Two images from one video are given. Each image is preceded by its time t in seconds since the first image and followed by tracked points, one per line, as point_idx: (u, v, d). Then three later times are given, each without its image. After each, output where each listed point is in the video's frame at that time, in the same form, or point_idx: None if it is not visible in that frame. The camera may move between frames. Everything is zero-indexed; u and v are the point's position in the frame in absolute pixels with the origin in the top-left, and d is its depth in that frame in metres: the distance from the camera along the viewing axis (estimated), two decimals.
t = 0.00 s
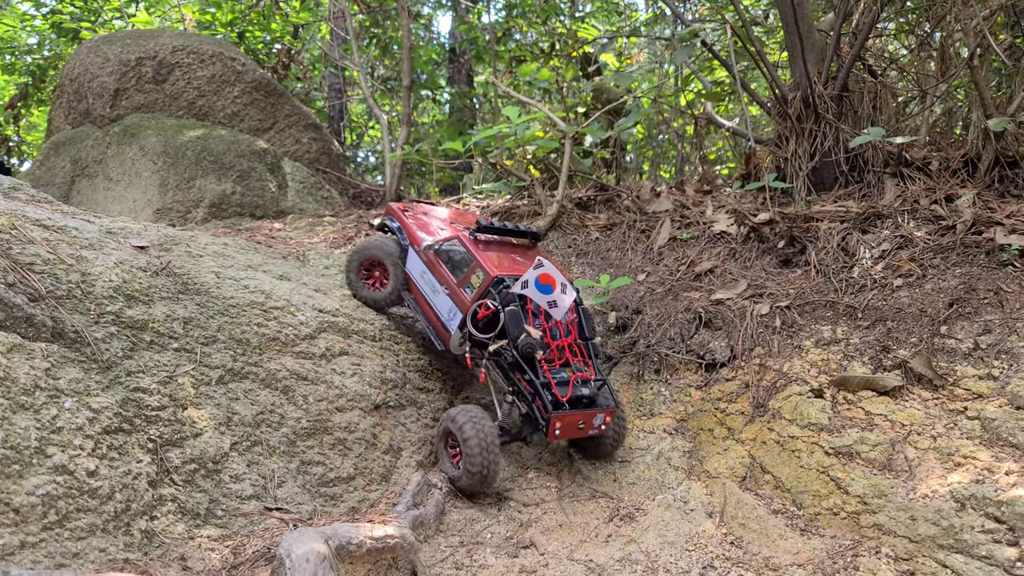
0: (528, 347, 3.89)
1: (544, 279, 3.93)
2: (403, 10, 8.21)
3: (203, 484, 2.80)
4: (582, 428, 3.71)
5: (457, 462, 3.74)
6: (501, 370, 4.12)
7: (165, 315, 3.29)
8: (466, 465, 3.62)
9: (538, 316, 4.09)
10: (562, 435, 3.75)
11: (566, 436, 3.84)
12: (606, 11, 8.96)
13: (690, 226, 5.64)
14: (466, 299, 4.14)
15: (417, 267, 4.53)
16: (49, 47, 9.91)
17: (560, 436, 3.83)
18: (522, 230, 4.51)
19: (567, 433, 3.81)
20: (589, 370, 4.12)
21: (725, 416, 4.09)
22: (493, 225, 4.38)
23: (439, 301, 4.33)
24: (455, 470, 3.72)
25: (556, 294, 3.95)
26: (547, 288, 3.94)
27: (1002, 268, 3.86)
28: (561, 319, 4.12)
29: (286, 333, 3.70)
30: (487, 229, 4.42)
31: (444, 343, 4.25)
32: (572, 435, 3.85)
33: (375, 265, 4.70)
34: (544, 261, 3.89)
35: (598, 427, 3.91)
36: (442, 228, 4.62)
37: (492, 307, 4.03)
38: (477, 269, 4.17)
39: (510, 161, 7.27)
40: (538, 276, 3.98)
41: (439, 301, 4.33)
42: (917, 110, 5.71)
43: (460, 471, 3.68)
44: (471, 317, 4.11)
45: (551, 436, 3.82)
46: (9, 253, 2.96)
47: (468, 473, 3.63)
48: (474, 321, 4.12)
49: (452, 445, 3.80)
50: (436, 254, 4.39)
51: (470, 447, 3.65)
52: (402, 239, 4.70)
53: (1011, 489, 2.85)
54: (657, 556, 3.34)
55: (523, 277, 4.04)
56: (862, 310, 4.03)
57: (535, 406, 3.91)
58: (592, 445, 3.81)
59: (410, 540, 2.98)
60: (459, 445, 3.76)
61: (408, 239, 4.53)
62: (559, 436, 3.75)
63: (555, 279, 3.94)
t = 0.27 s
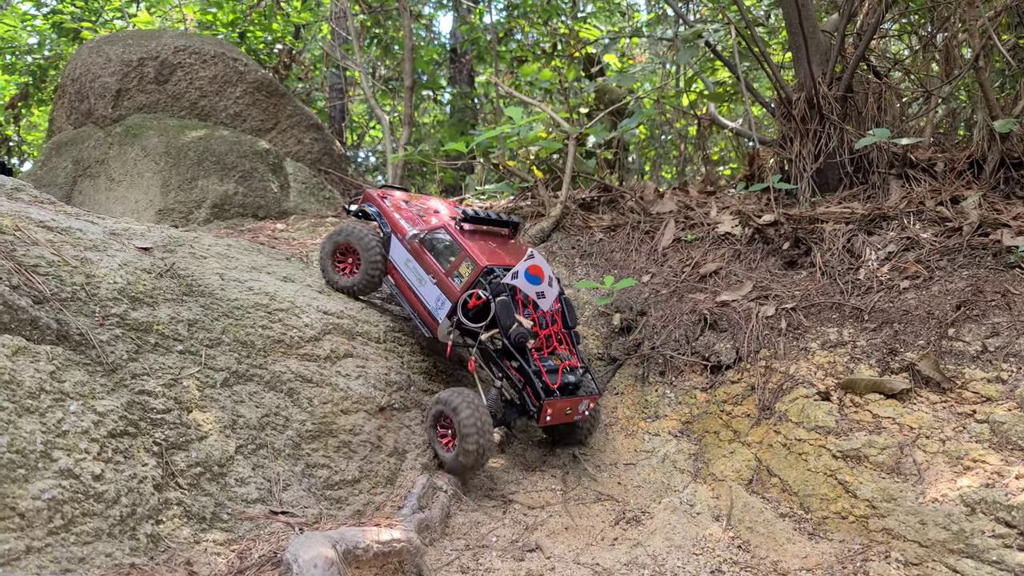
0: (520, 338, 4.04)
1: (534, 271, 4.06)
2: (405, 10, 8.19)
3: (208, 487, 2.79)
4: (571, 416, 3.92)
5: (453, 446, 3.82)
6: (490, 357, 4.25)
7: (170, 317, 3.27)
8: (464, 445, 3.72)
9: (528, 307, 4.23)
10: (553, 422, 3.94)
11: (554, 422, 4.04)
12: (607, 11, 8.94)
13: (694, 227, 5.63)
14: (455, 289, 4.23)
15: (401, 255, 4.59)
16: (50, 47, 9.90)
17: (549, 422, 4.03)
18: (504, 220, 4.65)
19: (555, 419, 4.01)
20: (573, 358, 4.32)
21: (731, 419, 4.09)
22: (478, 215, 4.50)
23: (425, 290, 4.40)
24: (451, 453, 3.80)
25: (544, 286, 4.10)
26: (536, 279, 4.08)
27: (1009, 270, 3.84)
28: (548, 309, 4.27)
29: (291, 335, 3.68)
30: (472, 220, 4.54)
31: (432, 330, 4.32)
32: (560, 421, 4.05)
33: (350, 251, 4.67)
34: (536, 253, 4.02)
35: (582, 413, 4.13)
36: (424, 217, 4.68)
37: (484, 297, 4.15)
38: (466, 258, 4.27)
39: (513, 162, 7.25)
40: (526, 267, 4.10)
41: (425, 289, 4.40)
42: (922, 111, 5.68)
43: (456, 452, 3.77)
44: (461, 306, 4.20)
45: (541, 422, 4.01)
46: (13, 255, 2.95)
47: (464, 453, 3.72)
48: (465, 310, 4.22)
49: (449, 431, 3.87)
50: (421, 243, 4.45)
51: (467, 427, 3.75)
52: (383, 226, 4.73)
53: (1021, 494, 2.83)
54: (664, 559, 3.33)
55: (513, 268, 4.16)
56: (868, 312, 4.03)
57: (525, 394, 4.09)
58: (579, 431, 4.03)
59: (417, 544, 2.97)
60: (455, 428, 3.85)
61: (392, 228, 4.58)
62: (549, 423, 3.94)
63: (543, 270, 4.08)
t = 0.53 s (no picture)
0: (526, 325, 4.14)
1: (538, 259, 4.14)
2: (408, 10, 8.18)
3: (219, 488, 2.77)
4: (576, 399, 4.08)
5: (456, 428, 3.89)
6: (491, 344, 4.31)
7: (178, 317, 3.25)
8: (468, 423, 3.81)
9: (529, 295, 4.39)
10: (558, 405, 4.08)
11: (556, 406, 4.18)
12: (610, 10, 8.92)
13: (700, 227, 5.62)
14: (459, 277, 4.25)
15: (397, 244, 4.53)
16: (51, 47, 9.88)
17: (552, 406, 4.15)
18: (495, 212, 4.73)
19: (558, 403, 4.15)
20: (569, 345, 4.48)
21: (740, 419, 4.09)
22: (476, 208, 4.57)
23: (424, 279, 4.38)
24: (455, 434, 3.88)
25: (548, 274, 4.17)
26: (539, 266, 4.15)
27: (1020, 270, 3.83)
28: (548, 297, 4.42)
29: (299, 336, 3.66)
30: (469, 211, 4.60)
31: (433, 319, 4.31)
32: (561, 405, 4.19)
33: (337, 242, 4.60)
34: (541, 242, 4.09)
35: (580, 397, 4.30)
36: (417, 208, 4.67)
37: (490, 284, 4.21)
38: (469, 249, 4.32)
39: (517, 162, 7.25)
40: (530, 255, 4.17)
41: (425, 278, 4.38)
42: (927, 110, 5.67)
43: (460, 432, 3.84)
44: (465, 293, 4.23)
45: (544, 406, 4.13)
46: (21, 255, 2.93)
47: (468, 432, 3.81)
48: (469, 297, 4.25)
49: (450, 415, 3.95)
50: (421, 233, 4.44)
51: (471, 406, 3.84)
52: (375, 214, 4.64)
53: None
54: (675, 560, 3.32)
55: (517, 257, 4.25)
56: (878, 312, 4.01)
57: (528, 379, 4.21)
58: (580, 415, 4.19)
59: (428, 544, 2.96)
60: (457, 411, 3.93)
61: (388, 217, 4.51)
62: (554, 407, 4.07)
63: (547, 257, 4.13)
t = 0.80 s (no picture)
0: (508, 300, 4.19)
1: (516, 238, 4.23)
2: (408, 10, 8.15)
3: (218, 493, 2.75)
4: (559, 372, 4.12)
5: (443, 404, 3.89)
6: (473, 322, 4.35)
7: (177, 321, 3.23)
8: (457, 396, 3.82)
9: (509, 272, 4.40)
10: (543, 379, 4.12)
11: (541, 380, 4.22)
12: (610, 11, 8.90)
13: (702, 228, 5.60)
14: (439, 257, 4.28)
15: (375, 229, 4.58)
16: (51, 47, 9.86)
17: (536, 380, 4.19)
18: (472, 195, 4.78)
19: (543, 377, 4.19)
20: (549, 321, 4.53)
21: (742, 423, 4.06)
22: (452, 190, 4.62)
23: (404, 261, 4.41)
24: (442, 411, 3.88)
25: (524, 252, 4.29)
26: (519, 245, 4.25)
27: None
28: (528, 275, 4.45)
29: (298, 339, 3.63)
30: (446, 193, 4.64)
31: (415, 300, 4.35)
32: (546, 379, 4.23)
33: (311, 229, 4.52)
34: (519, 220, 4.18)
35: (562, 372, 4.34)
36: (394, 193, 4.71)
37: (470, 262, 4.24)
38: (447, 229, 4.35)
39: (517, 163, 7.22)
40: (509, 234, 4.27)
41: (405, 260, 4.41)
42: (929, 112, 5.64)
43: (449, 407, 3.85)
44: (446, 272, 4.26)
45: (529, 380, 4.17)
46: (19, 258, 2.90)
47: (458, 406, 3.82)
48: (450, 275, 4.28)
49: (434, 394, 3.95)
50: (398, 216, 4.47)
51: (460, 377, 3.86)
52: (354, 200, 4.68)
53: None
54: (678, 566, 3.31)
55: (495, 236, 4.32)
56: (881, 316, 3.99)
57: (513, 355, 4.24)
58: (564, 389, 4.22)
59: (429, 550, 2.94)
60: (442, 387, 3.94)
61: (364, 202, 4.54)
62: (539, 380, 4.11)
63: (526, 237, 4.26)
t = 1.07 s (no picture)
0: (478, 270, 4.26)
1: (481, 210, 4.27)
2: (406, 10, 8.11)
3: (210, 502, 2.72)
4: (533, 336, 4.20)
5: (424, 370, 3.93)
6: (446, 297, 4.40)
7: (170, 326, 3.20)
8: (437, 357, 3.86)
9: (477, 244, 4.44)
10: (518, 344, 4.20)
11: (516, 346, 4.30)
12: (609, 11, 8.86)
13: (700, 231, 5.57)
14: (405, 236, 4.30)
15: (343, 215, 4.63)
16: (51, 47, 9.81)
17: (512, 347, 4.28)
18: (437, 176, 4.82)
19: (518, 343, 4.27)
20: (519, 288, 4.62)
21: (741, 428, 4.03)
22: (415, 170, 4.65)
23: (373, 243, 4.45)
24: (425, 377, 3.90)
25: (490, 224, 4.32)
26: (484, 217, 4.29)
27: None
28: (496, 246, 4.49)
29: (292, 344, 3.59)
30: (410, 175, 4.68)
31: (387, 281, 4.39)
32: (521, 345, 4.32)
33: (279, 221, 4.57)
34: (482, 192, 4.21)
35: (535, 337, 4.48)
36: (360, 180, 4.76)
37: (437, 237, 4.27)
38: (412, 208, 4.38)
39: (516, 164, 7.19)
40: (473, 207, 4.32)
41: (374, 242, 4.46)
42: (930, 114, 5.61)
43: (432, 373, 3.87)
44: (414, 250, 4.28)
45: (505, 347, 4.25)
46: (10, 263, 2.87)
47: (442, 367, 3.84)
48: (419, 252, 4.30)
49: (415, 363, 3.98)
50: (363, 200, 4.51)
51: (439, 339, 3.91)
52: (320, 190, 4.74)
53: None
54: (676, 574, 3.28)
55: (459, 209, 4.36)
56: (881, 320, 3.96)
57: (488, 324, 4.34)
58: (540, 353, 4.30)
59: (423, 559, 2.91)
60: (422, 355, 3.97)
61: (330, 190, 4.60)
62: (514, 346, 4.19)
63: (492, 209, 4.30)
